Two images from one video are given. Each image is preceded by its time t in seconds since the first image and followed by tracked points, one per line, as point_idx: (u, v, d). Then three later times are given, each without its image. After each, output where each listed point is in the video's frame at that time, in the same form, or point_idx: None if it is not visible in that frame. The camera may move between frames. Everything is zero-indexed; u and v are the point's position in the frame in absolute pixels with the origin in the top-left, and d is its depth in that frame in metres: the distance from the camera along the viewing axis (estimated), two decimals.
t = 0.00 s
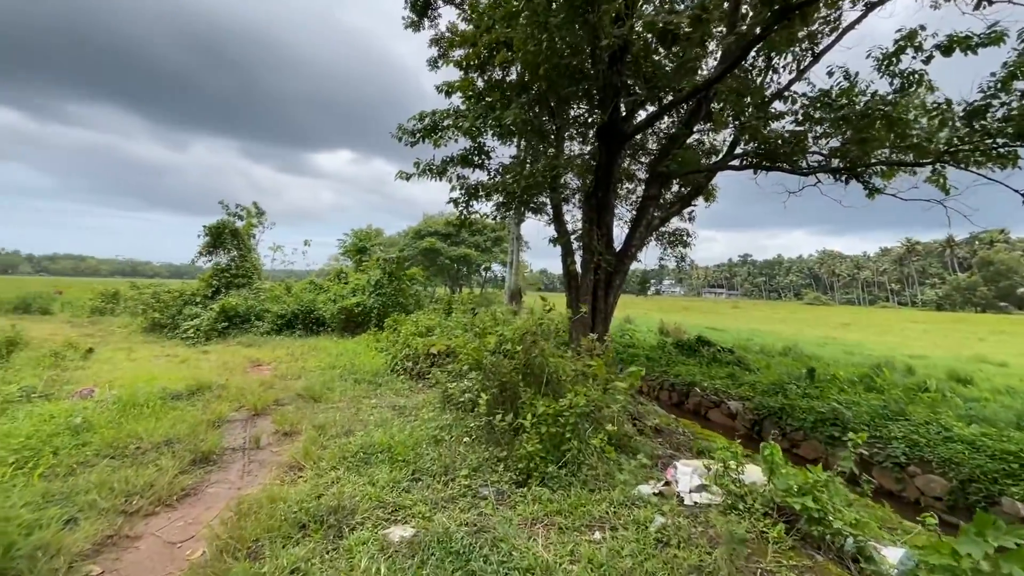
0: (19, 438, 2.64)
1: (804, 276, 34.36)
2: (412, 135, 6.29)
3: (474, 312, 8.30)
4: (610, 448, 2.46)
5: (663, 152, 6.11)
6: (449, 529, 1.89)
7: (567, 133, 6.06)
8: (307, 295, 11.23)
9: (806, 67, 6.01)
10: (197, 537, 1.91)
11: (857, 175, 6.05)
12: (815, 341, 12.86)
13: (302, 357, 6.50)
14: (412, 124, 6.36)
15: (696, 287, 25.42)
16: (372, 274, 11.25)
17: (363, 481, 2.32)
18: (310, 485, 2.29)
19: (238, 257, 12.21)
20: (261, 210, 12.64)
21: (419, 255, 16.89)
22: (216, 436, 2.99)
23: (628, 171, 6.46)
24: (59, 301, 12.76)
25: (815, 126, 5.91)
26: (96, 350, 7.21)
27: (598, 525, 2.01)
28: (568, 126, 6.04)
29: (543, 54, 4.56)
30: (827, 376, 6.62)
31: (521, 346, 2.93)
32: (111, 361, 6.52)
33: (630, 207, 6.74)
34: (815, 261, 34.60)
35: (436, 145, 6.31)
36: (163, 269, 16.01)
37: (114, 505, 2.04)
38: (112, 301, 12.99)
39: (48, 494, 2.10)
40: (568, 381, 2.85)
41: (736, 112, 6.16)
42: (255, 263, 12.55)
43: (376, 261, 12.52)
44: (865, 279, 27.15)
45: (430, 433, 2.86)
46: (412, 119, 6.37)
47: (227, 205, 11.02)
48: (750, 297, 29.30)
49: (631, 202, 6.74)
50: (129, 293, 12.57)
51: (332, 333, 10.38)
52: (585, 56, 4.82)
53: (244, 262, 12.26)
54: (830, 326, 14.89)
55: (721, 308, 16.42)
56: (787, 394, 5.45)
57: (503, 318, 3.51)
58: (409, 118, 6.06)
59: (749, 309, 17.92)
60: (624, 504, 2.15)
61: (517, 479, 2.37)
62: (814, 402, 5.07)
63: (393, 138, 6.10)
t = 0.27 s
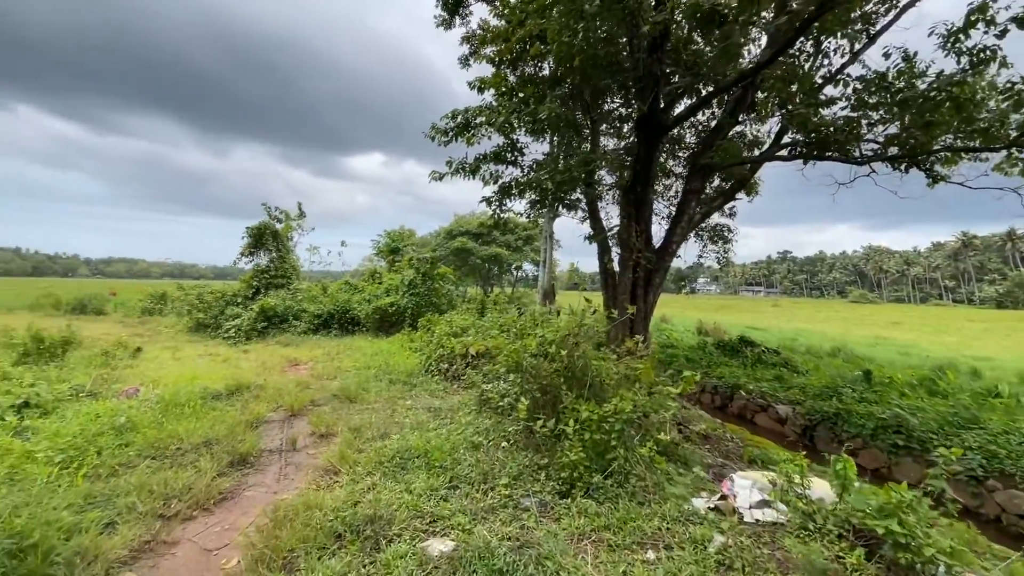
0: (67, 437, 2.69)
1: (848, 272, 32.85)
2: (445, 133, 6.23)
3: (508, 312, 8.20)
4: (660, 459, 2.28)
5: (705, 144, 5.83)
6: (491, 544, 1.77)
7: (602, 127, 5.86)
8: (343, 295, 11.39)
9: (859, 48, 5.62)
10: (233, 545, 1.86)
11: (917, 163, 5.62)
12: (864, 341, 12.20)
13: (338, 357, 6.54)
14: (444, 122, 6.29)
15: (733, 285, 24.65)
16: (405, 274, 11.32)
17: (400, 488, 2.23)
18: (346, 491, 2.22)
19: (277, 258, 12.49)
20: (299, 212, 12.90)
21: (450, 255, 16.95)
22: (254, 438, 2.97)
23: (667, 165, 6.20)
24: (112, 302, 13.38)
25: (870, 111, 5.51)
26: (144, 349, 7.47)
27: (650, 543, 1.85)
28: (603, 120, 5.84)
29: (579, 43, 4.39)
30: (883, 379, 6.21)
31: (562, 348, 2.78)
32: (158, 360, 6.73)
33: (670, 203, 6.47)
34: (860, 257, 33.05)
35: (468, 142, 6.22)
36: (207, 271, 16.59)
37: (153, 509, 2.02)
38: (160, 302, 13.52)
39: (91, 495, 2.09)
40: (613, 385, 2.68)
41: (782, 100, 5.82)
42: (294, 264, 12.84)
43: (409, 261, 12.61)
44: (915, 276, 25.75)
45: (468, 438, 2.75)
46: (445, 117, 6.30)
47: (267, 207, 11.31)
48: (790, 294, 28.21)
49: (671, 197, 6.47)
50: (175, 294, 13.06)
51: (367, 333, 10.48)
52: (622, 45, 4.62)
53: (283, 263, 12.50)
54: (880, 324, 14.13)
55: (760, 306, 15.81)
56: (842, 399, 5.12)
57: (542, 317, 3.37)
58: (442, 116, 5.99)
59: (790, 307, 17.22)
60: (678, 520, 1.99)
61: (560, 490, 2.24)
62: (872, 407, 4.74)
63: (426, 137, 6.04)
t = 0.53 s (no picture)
0: (133, 435, 2.76)
1: (921, 270, 30.43)
2: (492, 133, 6.16)
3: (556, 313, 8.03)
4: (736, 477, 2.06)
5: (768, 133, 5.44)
6: (551, 566, 1.64)
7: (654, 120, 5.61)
8: (392, 296, 11.58)
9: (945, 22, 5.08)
10: (285, 554, 1.82)
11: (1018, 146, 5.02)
12: (945, 344, 11.18)
13: (388, 357, 6.61)
14: (491, 121, 6.22)
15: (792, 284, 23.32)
16: (452, 275, 11.37)
17: (453, 500, 2.13)
18: (396, 500, 2.14)
19: (330, 261, 12.87)
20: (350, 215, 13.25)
21: (496, 255, 16.95)
22: (307, 440, 2.97)
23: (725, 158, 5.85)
24: (181, 304, 14.22)
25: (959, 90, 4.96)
26: (209, 348, 7.85)
27: (729, 573, 1.66)
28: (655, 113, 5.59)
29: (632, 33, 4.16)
30: (977, 387, 5.58)
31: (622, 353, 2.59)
32: (221, 358, 7.04)
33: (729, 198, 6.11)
34: (934, 253, 30.55)
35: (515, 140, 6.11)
36: (266, 274, 17.37)
37: (209, 511, 2.01)
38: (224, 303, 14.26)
39: (152, 495, 2.12)
40: (680, 394, 2.47)
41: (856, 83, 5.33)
42: (346, 266, 13.19)
43: (456, 263, 12.67)
44: (1001, 274, 23.52)
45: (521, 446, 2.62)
46: (492, 116, 6.23)
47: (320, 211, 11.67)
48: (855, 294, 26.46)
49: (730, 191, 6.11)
50: (237, 295, 13.72)
51: (415, 334, 10.60)
52: (679, 32, 4.35)
53: (336, 266, 12.85)
54: (962, 326, 12.92)
55: (824, 307, 14.83)
56: (929, 410, 4.63)
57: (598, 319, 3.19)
58: (489, 115, 5.92)
59: (857, 308, 16.09)
60: (759, 547, 1.78)
61: (623, 507, 2.07)
62: (968, 421, 4.24)
63: (473, 136, 5.98)
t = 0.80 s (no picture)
0: (194, 432, 2.83)
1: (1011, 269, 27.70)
2: (542, 129, 6.03)
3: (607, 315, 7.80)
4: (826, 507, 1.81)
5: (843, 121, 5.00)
6: None
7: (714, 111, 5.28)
8: (440, 296, 11.68)
9: None
10: (337, 564, 1.76)
11: None
12: None
13: (437, 357, 6.62)
14: (541, 117, 6.08)
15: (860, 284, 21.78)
16: (500, 275, 11.33)
17: (507, 514, 2.02)
18: (448, 511, 2.06)
19: (381, 261, 13.15)
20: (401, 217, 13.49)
21: (543, 255, 16.80)
22: (358, 442, 2.94)
23: (794, 149, 5.42)
24: (243, 302, 14.96)
25: None
26: (268, 346, 8.17)
27: None
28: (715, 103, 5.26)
29: (693, 19, 3.90)
30: None
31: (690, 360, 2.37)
32: (280, 356, 7.29)
33: (797, 193, 5.67)
34: None
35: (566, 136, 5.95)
36: (321, 274, 18.01)
37: (263, 515, 1.99)
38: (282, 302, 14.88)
39: (209, 495, 2.13)
40: (757, 407, 2.22)
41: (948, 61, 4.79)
42: (396, 266, 13.43)
43: (503, 263, 12.63)
44: None
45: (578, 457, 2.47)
46: (542, 113, 6.09)
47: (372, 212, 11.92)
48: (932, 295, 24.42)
49: (798, 186, 5.67)
50: (294, 294, 14.28)
51: (463, 334, 10.63)
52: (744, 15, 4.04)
53: (387, 266, 13.12)
54: None
55: (899, 310, 13.73)
56: None
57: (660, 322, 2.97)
58: (540, 111, 5.79)
59: (936, 310, 14.79)
60: None
61: (693, 532, 1.89)
62: None
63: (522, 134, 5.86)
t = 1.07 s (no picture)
0: (227, 428, 2.83)
1: None
2: (573, 124, 5.89)
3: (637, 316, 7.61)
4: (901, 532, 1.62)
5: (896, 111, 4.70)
6: None
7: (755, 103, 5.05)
8: (467, 294, 11.64)
9: None
10: (368, 572, 1.70)
11: None
12: None
13: (465, 356, 6.56)
14: (573, 112, 5.94)
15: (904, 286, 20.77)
16: (527, 273, 11.21)
17: (543, 524, 1.92)
18: (482, 520, 1.97)
19: (408, 259, 13.20)
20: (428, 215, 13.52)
21: (570, 253, 16.60)
22: (388, 443, 2.88)
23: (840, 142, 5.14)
24: (275, 299, 15.28)
25: None
26: (298, 342, 8.27)
27: None
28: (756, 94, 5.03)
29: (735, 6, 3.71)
30: None
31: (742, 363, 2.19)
32: (309, 352, 7.36)
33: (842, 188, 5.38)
34: None
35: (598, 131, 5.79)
36: (350, 272, 18.24)
37: (293, 518, 1.95)
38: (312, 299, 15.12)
39: (240, 494, 2.10)
40: (816, 415, 2.04)
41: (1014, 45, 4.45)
42: (423, 264, 13.47)
43: (530, 262, 12.52)
44: None
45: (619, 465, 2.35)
46: (573, 107, 5.95)
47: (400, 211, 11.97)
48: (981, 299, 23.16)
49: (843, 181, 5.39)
50: (324, 291, 14.50)
51: (489, 333, 10.57)
52: None
53: (414, 264, 13.16)
54: None
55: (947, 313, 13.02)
56: None
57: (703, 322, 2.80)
58: (571, 105, 5.65)
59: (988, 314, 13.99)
60: None
61: (747, 551, 1.75)
62: None
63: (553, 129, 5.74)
